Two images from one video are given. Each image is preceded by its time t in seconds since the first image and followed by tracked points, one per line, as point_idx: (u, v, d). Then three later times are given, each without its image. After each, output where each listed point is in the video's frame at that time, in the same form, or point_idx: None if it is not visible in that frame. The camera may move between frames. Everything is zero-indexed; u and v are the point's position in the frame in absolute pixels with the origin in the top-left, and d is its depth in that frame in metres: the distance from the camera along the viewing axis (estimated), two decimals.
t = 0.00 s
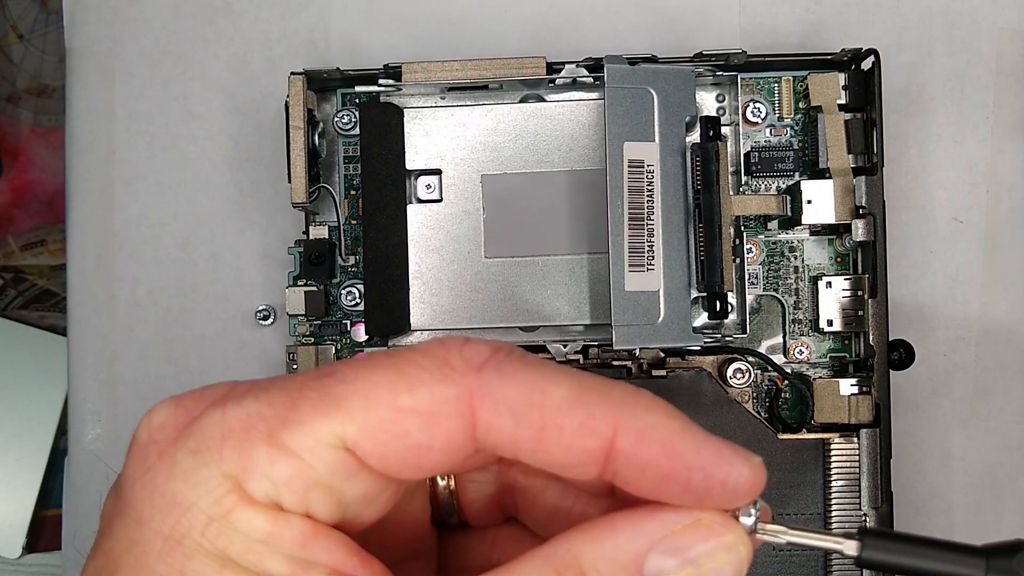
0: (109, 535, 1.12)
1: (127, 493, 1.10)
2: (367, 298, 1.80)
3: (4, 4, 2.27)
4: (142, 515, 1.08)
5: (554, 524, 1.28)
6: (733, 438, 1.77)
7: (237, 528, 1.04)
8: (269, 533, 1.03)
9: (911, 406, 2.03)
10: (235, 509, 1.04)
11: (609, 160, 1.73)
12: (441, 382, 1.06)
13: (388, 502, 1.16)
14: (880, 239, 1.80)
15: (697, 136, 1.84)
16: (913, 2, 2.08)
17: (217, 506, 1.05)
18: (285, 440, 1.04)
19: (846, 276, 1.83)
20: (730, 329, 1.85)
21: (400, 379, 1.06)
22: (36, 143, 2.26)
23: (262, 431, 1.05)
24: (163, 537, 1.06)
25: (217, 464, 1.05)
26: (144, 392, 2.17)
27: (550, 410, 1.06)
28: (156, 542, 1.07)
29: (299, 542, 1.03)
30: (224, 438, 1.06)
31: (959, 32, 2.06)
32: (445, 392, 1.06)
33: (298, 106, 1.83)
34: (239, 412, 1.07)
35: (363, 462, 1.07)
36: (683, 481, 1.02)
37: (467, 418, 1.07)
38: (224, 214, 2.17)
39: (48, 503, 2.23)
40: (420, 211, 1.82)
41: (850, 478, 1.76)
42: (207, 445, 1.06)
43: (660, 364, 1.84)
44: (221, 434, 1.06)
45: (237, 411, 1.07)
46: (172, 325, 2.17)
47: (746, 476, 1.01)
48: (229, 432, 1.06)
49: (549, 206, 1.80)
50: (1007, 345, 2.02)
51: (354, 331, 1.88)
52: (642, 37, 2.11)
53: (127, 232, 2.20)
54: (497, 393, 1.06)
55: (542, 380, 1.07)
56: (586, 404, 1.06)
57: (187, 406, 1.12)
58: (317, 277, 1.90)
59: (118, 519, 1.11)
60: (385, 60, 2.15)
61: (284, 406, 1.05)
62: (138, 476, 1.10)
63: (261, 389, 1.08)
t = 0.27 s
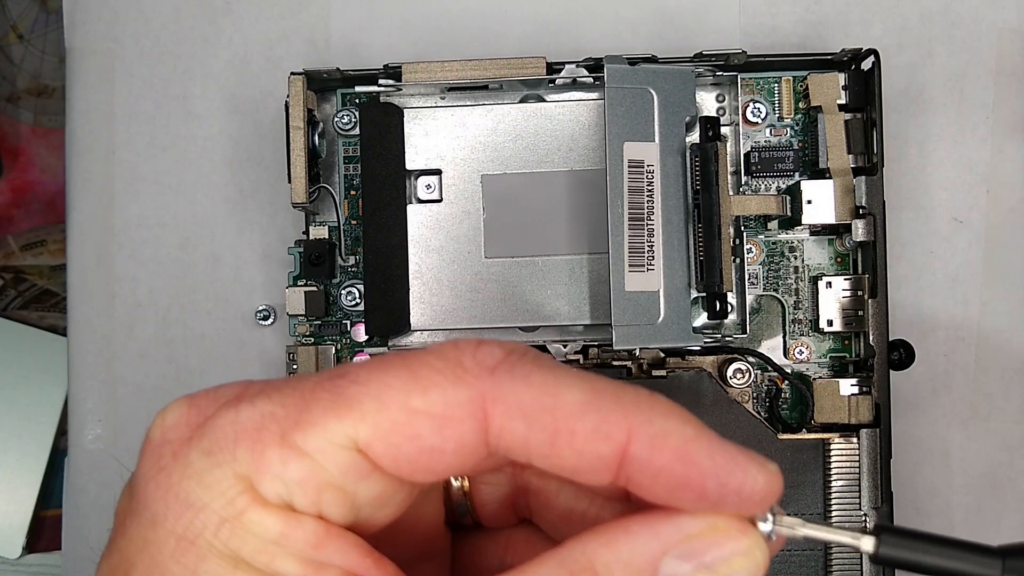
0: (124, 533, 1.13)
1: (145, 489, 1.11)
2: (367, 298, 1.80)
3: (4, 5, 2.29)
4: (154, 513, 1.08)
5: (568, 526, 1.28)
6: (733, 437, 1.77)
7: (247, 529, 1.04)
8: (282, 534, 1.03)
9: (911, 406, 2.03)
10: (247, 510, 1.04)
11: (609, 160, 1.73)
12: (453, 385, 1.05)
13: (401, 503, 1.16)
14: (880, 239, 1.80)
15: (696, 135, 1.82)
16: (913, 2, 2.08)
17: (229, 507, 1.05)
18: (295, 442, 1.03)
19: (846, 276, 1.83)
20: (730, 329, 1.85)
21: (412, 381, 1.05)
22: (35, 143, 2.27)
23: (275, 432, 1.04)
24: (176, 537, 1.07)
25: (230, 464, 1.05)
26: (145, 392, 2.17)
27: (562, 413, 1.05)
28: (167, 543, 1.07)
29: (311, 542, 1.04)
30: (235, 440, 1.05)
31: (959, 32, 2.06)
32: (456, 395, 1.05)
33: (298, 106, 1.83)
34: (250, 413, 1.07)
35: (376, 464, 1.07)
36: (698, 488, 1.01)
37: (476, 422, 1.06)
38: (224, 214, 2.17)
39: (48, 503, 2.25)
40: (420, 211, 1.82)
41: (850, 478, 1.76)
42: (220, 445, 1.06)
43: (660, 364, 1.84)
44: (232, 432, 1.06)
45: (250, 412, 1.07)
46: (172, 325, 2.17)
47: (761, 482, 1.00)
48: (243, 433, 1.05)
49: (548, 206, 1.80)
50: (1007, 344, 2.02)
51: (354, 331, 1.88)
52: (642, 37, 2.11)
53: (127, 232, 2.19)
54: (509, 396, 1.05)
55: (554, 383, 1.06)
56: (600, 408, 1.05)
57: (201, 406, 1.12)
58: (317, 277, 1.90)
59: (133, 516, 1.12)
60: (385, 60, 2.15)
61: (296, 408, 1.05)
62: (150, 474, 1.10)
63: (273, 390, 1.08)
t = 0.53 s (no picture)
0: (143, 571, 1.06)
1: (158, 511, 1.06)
2: (367, 298, 1.80)
3: (4, 5, 2.29)
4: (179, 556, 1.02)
5: (583, 543, 1.26)
6: (732, 437, 1.76)
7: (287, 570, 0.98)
8: (324, 573, 0.98)
9: (911, 406, 2.03)
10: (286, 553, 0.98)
11: (608, 160, 1.72)
12: (494, 418, 1.02)
13: (430, 530, 1.13)
14: (880, 239, 1.80)
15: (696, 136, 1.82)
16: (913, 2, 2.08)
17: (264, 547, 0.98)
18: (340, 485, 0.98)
19: (846, 277, 1.83)
20: (730, 328, 1.85)
21: (455, 417, 1.01)
22: (35, 143, 2.28)
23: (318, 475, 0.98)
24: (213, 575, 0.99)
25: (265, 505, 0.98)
26: (144, 392, 2.17)
27: (605, 449, 1.05)
28: None
29: None
30: (269, 480, 0.98)
31: (959, 32, 2.06)
32: (502, 425, 1.02)
33: (298, 106, 1.83)
34: (280, 452, 0.99)
35: (415, 497, 1.03)
36: (731, 521, 1.03)
37: (524, 457, 1.03)
38: (224, 214, 2.17)
39: (47, 504, 2.26)
40: (420, 211, 1.82)
41: (850, 478, 1.75)
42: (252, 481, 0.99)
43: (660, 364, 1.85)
44: (260, 473, 0.99)
45: (289, 444, 0.99)
46: (172, 325, 2.17)
47: (789, 514, 1.04)
48: (275, 477, 0.98)
49: (548, 206, 1.80)
50: (1006, 344, 2.02)
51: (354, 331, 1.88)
52: (642, 37, 2.11)
53: (127, 232, 2.19)
54: (551, 427, 1.04)
55: (593, 415, 1.06)
56: (639, 440, 1.06)
57: (233, 436, 1.03)
58: (317, 277, 1.90)
59: (147, 530, 1.09)
60: (385, 60, 2.15)
61: (336, 448, 0.98)
62: (168, 513, 1.03)
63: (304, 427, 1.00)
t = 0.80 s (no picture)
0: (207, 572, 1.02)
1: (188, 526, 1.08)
2: (367, 298, 1.80)
3: (4, 5, 2.29)
4: (256, 551, 1.01)
5: (616, 530, 1.27)
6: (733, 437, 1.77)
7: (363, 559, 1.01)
8: (392, 562, 1.02)
9: (911, 406, 2.03)
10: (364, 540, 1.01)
11: (608, 161, 1.72)
12: (572, 399, 1.09)
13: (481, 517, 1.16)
14: (880, 240, 1.80)
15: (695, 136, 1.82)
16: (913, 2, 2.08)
17: (339, 538, 1.00)
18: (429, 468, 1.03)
19: (846, 276, 1.83)
20: (730, 328, 1.84)
21: (541, 397, 1.08)
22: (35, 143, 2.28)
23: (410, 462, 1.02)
24: None
25: (349, 493, 1.01)
26: (145, 392, 2.17)
27: (658, 429, 1.11)
28: None
29: (421, 567, 1.02)
30: (357, 464, 1.02)
31: (959, 32, 2.06)
32: (562, 411, 1.08)
33: (298, 106, 1.83)
34: (366, 440, 1.03)
35: (478, 482, 1.08)
36: (773, 490, 1.15)
37: (597, 438, 1.11)
38: (224, 214, 2.17)
39: (47, 503, 2.25)
40: (420, 211, 1.82)
41: (850, 478, 1.77)
42: (332, 475, 1.02)
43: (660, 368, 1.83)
44: (348, 462, 1.02)
45: (347, 439, 1.03)
46: (172, 325, 2.17)
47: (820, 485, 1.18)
48: (364, 462, 1.02)
49: (549, 206, 1.80)
50: (1007, 344, 2.02)
51: (354, 331, 1.88)
52: (642, 37, 2.11)
53: (127, 233, 2.20)
54: (609, 408, 1.10)
55: (657, 400, 1.13)
56: (689, 420, 1.13)
57: (290, 435, 1.05)
58: (317, 277, 1.89)
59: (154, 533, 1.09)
60: (385, 60, 2.14)
61: (430, 436, 1.03)
62: (242, 508, 1.03)
63: (390, 411, 1.04)
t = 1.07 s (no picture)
0: (176, 437, 0.68)
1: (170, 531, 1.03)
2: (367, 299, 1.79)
3: (5, 5, 2.29)
4: (265, 399, 0.66)
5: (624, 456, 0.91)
6: (733, 438, 1.77)
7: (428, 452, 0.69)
8: (394, 409, 0.68)
9: (910, 406, 2.03)
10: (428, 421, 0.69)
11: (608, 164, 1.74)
12: (550, 175, 0.81)
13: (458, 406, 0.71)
14: (880, 240, 1.81)
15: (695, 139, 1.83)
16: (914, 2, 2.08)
17: (322, 371, 0.67)
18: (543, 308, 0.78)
19: (846, 276, 1.83)
20: (732, 329, 1.84)
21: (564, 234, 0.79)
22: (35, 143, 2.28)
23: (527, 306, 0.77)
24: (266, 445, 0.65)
25: (430, 335, 0.70)
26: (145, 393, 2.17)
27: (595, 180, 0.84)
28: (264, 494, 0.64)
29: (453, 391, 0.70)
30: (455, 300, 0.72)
31: (960, 32, 2.06)
32: (529, 184, 0.80)
33: (298, 107, 1.83)
34: (477, 249, 0.75)
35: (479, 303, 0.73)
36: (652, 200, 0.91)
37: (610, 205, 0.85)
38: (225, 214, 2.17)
39: (48, 503, 2.25)
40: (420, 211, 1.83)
41: (850, 478, 1.76)
42: (412, 297, 0.71)
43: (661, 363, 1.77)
44: (444, 279, 0.72)
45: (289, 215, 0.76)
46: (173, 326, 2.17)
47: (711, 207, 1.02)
48: (472, 300, 0.73)
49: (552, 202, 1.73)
50: (1008, 345, 2.02)
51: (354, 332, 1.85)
52: (642, 38, 2.11)
53: (127, 233, 2.20)
54: (573, 175, 0.82)
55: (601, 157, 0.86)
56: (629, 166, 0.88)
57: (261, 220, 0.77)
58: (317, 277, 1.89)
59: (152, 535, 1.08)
60: (386, 61, 2.15)
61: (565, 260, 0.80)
62: (260, 328, 0.69)
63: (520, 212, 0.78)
